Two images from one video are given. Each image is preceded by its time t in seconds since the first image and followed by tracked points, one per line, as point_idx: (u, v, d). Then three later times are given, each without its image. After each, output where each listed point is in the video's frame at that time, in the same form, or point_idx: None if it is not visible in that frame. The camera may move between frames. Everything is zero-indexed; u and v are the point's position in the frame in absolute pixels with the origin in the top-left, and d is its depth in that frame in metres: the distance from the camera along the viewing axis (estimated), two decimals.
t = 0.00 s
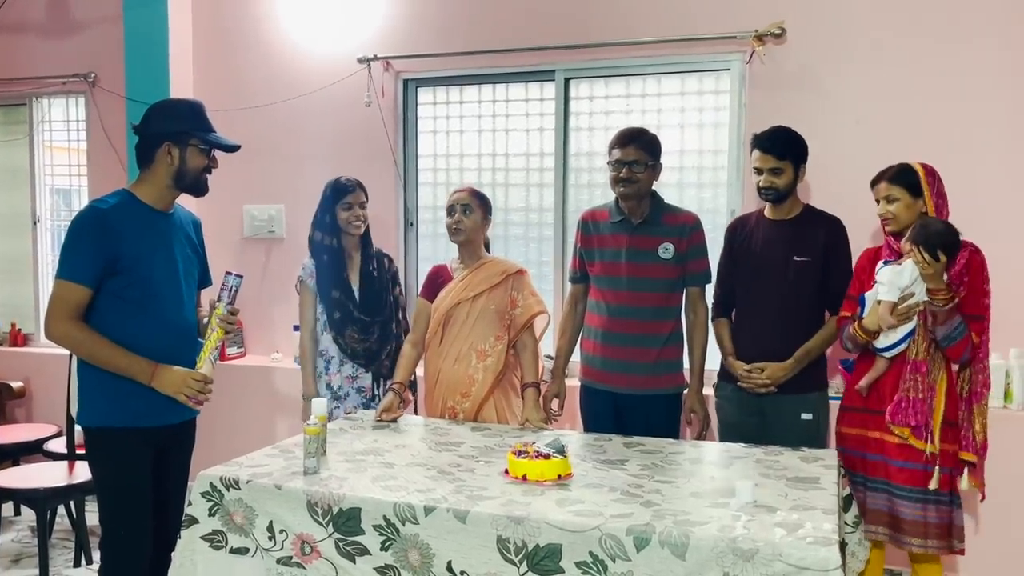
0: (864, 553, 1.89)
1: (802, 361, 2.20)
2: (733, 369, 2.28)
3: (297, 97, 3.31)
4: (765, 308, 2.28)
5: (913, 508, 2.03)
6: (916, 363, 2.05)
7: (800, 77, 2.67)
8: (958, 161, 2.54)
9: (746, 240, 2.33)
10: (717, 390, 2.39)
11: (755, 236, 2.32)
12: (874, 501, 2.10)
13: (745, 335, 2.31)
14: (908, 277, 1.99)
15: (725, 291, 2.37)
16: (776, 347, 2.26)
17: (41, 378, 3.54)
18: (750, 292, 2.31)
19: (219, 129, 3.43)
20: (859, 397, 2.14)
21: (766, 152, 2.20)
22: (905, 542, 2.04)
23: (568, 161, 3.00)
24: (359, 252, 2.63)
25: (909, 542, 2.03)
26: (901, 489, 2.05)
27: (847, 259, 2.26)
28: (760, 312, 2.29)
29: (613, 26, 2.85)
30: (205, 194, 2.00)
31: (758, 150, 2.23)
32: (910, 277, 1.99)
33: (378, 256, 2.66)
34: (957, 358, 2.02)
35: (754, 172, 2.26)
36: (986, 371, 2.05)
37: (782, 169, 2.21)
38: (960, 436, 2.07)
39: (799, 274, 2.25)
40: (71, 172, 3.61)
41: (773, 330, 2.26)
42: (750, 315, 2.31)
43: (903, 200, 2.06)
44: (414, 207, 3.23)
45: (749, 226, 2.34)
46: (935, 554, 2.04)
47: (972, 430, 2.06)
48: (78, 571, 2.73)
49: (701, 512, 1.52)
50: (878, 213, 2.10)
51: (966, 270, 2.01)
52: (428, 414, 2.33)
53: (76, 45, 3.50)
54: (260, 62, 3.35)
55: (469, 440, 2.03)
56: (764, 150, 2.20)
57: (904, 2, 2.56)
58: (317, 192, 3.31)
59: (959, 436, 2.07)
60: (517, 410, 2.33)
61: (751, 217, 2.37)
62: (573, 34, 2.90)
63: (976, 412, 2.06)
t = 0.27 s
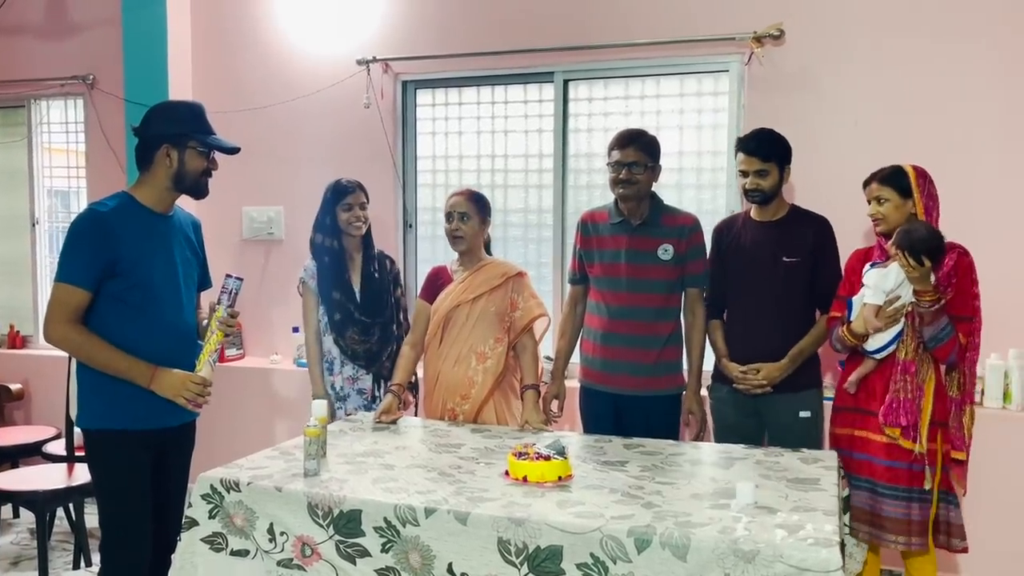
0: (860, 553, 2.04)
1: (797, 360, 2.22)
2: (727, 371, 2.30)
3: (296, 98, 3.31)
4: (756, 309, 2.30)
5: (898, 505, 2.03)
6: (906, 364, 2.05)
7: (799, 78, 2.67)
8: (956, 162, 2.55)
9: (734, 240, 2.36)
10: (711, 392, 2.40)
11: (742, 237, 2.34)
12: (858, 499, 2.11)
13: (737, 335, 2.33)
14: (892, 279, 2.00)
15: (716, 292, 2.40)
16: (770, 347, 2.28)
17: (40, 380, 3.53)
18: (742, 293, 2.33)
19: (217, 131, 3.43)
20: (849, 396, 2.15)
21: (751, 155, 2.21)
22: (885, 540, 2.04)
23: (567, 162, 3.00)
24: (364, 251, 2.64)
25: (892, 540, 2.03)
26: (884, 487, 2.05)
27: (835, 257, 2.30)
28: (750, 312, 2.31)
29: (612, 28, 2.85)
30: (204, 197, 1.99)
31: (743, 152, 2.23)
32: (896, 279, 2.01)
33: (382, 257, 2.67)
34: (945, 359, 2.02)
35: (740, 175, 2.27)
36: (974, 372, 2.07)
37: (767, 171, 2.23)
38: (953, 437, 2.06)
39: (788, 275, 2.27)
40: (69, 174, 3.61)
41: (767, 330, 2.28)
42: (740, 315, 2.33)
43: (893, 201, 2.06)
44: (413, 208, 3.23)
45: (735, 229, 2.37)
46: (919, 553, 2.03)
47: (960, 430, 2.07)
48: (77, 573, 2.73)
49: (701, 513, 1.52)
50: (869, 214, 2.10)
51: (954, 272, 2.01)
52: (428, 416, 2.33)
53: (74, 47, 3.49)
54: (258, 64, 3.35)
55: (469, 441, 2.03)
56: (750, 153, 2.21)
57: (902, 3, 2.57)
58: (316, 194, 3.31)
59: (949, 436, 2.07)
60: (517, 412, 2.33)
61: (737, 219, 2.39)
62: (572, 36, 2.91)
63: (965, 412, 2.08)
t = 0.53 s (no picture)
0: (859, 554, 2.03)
1: (798, 361, 2.22)
2: (729, 373, 2.29)
3: (296, 101, 3.31)
4: (756, 310, 2.30)
5: (882, 506, 2.05)
6: (889, 367, 2.06)
7: (797, 80, 2.68)
8: (954, 163, 2.56)
9: (737, 242, 2.35)
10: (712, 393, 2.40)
11: (744, 238, 2.34)
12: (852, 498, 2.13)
13: (739, 336, 2.33)
14: (871, 288, 2.03)
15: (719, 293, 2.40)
16: (770, 349, 2.27)
17: (39, 382, 3.53)
18: (744, 295, 2.33)
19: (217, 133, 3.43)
20: (839, 396, 2.17)
21: (751, 156, 2.21)
22: (874, 540, 2.07)
23: (567, 164, 3.00)
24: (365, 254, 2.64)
25: (878, 540, 2.06)
26: (872, 488, 2.07)
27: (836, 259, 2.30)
28: (751, 314, 2.31)
29: (611, 29, 2.86)
30: (202, 199, 1.99)
31: (743, 154, 2.24)
32: (873, 287, 2.03)
33: (386, 261, 2.66)
34: (931, 364, 1.99)
35: (740, 176, 2.27)
36: (963, 375, 2.06)
37: (767, 172, 2.23)
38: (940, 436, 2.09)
39: (790, 277, 2.27)
40: (69, 177, 3.61)
41: (770, 332, 2.28)
42: (743, 317, 2.32)
43: (883, 207, 2.06)
44: (413, 210, 3.23)
45: (738, 230, 2.37)
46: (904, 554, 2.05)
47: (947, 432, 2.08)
48: None
49: (702, 514, 1.52)
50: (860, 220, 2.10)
51: (939, 277, 2.01)
52: (428, 418, 2.33)
53: (74, 50, 3.49)
54: (258, 66, 3.35)
55: (469, 443, 2.03)
56: (750, 154, 2.21)
57: (901, 5, 2.57)
58: (316, 196, 3.31)
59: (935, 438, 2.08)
60: (517, 414, 2.32)
61: (740, 220, 2.39)
62: (571, 38, 2.91)
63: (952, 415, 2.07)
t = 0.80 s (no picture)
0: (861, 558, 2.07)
1: (802, 369, 2.15)
2: (735, 377, 2.23)
3: (294, 108, 3.32)
4: (763, 315, 2.22)
5: (895, 511, 1.99)
6: (892, 369, 2.02)
7: (794, 85, 2.69)
8: (951, 168, 2.57)
9: (748, 244, 2.28)
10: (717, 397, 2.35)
11: (755, 241, 2.26)
12: (861, 504, 2.07)
13: (743, 342, 2.26)
14: (864, 288, 2.02)
15: (728, 298, 2.31)
16: (774, 355, 2.20)
17: (38, 390, 3.52)
18: (751, 299, 2.25)
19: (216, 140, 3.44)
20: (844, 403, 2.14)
21: (764, 160, 2.14)
22: (887, 546, 2.00)
23: (565, 170, 3.01)
24: (377, 259, 2.66)
25: (891, 546, 1.98)
26: (882, 493, 2.01)
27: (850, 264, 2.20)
28: (759, 319, 2.23)
29: (609, 36, 2.87)
30: (192, 203, 1.96)
31: (756, 157, 2.16)
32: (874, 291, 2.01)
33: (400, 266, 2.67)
34: (936, 365, 1.96)
35: (752, 180, 2.20)
36: (969, 377, 2.03)
37: (780, 176, 2.15)
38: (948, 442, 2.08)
39: (798, 282, 2.19)
40: (67, 184, 3.61)
41: (773, 337, 2.20)
42: (750, 322, 2.25)
43: (904, 208, 2.02)
44: (412, 217, 3.24)
45: (748, 233, 2.29)
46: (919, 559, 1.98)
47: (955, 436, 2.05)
48: None
49: (703, 518, 1.53)
50: (879, 220, 2.06)
51: (943, 277, 1.97)
52: (427, 424, 2.32)
53: (72, 58, 3.50)
54: (257, 73, 3.36)
55: (469, 449, 2.03)
56: (761, 158, 2.14)
57: (897, 10, 2.58)
58: (314, 203, 3.32)
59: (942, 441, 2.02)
60: (516, 418, 2.33)
61: (751, 223, 2.31)
62: (568, 44, 2.92)
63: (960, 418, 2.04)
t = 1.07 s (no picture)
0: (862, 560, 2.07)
1: (801, 373, 2.16)
2: (733, 381, 2.25)
3: (294, 111, 3.32)
4: (763, 317, 2.23)
5: (901, 516, 2.00)
6: (904, 373, 2.01)
7: (793, 88, 2.69)
8: (949, 170, 2.57)
9: (747, 247, 2.28)
10: (718, 399, 2.36)
11: (755, 244, 2.26)
12: (863, 509, 2.08)
13: (743, 344, 2.26)
14: (878, 289, 2.02)
15: (728, 300, 2.31)
16: (774, 358, 2.21)
17: (38, 394, 3.52)
18: (750, 301, 2.25)
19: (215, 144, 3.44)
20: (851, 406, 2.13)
21: (763, 164, 2.14)
22: (892, 551, 2.01)
23: (563, 173, 3.02)
24: (384, 263, 2.65)
25: (896, 551, 1.99)
26: (888, 498, 2.02)
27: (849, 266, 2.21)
28: (759, 322, 2.23)
29: (607, 39, 2.88)
30: (191, 204, 1.96)
31: (755, 161, 2.16)
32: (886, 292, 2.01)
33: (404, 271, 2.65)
34: (948, 369, 1.98)
35: (752, 183, 2.21)
36: (983, 381, 2.05)
37: (780, 179, 2.15)
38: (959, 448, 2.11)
39: (798, 285, 2.19)
40: (67, 188, 3.61)
41: (772, 338, 2.21)
42: (750, 323, 2.25)
43: (913, 211, 2.01)
44: (411, 220, 3.25)
45: (748, 236, 2.29)
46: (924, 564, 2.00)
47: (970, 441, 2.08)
48: None
49: (702, 521, 1.53)
50: (888, 226, 2.04)
51: (956, 280, 1.97)
52: (427, 426, 2.33)
53: (71, 62, 3.51)
54: (256, 77, 3.37)
55: (469, 452, 2.04)
56: (761, 161, 2.14)
57: (895, 14, 2.59)
58: (314, 206, 3.32)
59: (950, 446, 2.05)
60: (515, 420, 2.33)
61: (751, 225, 2.31)
62: (567, 48, 2.93)
63: (975, 422, 2.07)
